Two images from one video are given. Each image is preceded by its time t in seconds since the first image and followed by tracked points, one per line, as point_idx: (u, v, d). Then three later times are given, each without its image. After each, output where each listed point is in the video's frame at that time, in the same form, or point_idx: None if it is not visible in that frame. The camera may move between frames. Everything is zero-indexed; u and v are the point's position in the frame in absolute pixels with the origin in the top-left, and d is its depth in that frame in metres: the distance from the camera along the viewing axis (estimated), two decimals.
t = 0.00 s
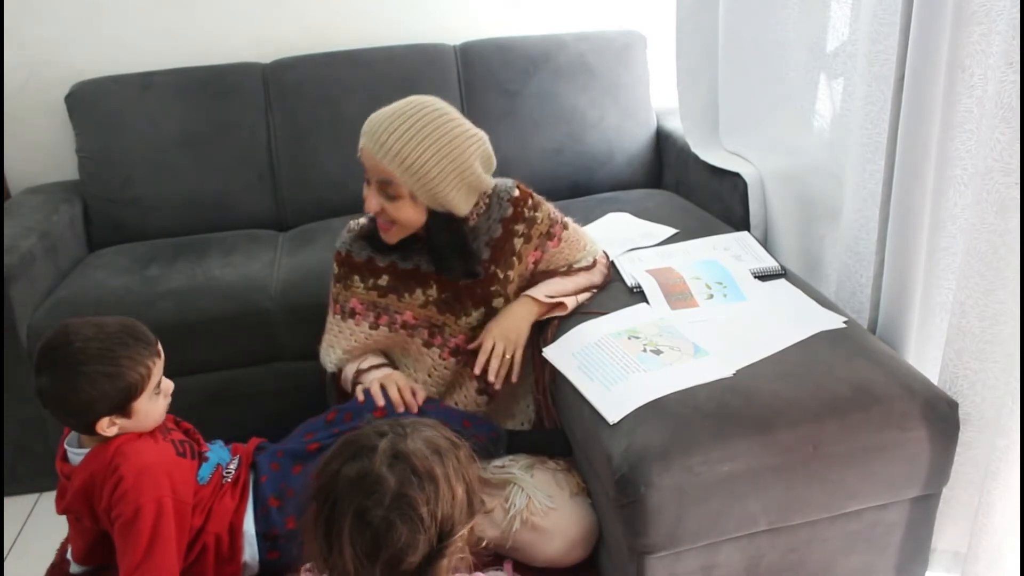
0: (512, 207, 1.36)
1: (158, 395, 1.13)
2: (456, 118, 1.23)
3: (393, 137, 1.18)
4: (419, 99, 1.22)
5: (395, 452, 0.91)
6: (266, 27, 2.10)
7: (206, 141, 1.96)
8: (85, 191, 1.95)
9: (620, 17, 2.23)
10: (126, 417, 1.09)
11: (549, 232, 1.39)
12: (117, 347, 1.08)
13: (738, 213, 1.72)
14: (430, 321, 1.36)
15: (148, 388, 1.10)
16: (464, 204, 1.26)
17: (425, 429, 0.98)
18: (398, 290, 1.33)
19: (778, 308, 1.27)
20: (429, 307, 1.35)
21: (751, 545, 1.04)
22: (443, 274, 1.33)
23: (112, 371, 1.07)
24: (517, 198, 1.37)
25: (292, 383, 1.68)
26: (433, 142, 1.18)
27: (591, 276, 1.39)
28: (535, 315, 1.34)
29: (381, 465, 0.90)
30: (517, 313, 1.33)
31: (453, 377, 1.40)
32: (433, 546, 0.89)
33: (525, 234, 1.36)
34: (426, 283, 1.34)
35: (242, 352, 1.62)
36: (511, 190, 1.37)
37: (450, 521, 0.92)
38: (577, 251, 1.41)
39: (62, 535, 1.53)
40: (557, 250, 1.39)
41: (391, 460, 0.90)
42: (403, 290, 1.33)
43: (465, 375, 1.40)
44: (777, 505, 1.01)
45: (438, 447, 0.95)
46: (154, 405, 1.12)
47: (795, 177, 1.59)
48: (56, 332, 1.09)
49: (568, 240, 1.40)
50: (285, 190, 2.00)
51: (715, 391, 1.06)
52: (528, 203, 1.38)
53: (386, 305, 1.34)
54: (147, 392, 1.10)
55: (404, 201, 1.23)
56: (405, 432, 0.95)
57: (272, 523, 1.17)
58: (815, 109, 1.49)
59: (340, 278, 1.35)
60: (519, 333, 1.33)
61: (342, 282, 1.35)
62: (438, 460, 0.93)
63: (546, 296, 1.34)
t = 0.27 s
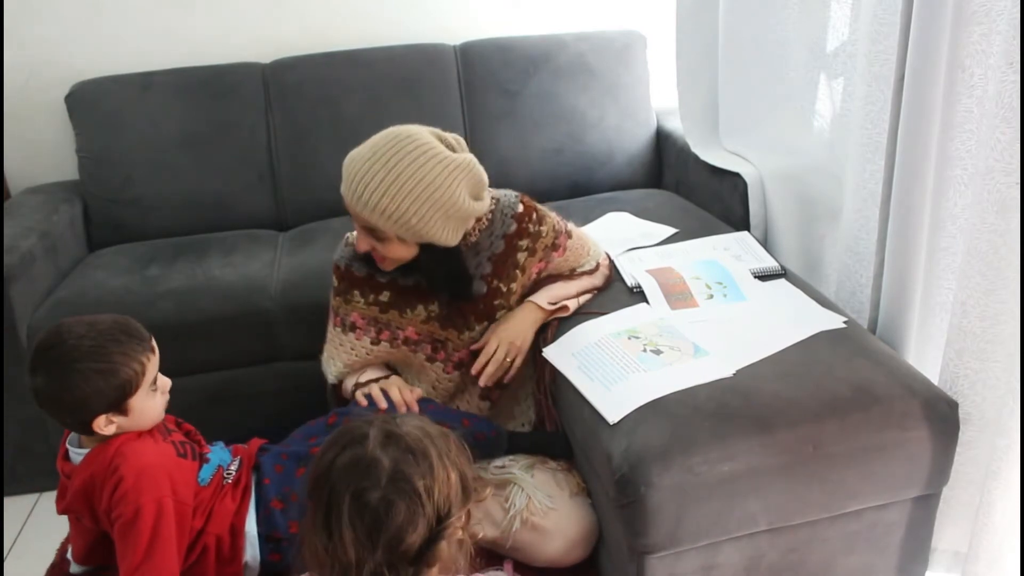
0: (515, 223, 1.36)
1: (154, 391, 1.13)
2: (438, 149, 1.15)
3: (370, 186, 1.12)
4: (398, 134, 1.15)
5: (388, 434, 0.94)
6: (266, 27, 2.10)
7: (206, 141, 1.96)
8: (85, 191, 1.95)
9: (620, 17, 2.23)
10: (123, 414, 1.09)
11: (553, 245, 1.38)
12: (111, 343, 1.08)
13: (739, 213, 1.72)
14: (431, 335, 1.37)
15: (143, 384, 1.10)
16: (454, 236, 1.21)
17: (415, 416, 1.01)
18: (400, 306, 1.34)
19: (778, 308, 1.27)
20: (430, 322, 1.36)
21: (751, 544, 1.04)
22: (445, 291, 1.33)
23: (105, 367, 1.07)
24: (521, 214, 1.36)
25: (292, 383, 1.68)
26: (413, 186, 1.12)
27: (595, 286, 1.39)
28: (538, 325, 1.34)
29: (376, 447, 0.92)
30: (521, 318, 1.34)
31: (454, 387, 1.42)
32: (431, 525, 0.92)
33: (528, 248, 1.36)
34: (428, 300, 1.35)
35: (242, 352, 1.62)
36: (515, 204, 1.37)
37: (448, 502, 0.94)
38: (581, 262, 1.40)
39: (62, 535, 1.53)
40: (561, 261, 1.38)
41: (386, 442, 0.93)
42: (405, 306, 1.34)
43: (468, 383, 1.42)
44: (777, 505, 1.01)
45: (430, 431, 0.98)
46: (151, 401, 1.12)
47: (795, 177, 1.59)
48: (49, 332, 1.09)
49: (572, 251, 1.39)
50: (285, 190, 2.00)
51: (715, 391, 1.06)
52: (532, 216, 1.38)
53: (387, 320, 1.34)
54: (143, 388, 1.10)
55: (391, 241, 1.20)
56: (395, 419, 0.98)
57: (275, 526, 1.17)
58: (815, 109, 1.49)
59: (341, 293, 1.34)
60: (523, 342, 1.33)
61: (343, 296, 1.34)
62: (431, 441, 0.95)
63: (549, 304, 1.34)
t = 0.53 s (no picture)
0: (518, 227, 1.35)
1: (158, 391, 1.13)
2: (440, 156, 1.15)
3: (373, 195, 1.12)
4: (399, 141, 1.14)
5: (373, 430, 0.98)
6: (266, 26, 2.10)
7: (206, 141, 1.96)
8: (85, 192, 1.95)
9: (620, 17, 2.23)
10: (126, 412, 1.09)
11: (556, 249, 1.37)
12: (118, 341, 1.09)
13: (738, 213, 1.72)
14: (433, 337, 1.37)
15: (148, 383, 1.11)
16: (456, 241, 1.22)
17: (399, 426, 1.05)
18: (401, 307, 1.34)
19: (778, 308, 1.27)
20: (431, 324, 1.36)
21: (751, 544, 1.04)
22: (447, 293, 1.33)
23: (111, 364, 1.07)
24: (524, 217, 1.36)
25: (292, 383, 1.68)
26: (416, 194, 1.12)
27: (597, 289, 1.39)
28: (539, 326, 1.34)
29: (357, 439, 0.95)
30: (521, 316, 1.33)
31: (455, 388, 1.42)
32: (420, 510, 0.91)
33: (531, 252, 1.35)
34: (430, 303, 1.35)
35: (242, 352, 1.62)
36: (518, 208, 1.37)
37: (434, 491, 0.94)
38: (583, 265, 1.40)
39: (62, 535, 1.53)
40: (563, 266, 1.38)
41: (370, 435, 0.96)
42: (406, 308, 1.34)
43: (469, 384, 1.42)
44: (777, 505, 1.01)
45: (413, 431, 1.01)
46: (155, 400, 1.12)
47: (795, 177, 1.59)
48: (56, 328, 1.10)
49: (574, 255, 1.39)
50: (285, 190, 2.00)
51: (715, 391, 1.06)
52: (536, 220, 1.37)
53: (389, 321, 1.34)
54: (148, 387, 1.10)
55: (394, 247, 1.20)
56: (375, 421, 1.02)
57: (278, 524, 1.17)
58: (815, 109, 1.49)
59: (343, 293, 1.34)
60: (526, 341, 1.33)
61: (345, 297, 1.34)
62: (414, 437, 0.99)
63: (551, 304, 1.34)
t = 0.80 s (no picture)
0: (517, 224, 1.34)
1: (155, 389, 1.13)
2: (442, 149, 1.15)
3: (374, 187, 1.11)
4: (400, 134, 1.15)
5: (378, 426, 0.99)
6: (266, 26, 2.10)
7: (206, 141, 1.96)
8: (85, 192, 1.95)
9: (620, 17, 2.23)
10: (122, 408, 1.09)
11: (555, 247, 1.37)
12: (117, 336, 1.10)
13: (739, 213, 1.72)
14: (433, 335, 1.36)
15: (145, 379, 1.11)
16: (457, 235, 1.21)
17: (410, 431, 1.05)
18: (401, 306, 1.33)
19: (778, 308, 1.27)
20: (431, 322, 1.35)
21: (752, 544, 1.04)
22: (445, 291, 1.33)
23: (109, 359, 1.08)
24: (523, 214, 1.35)
25: (292, 383, 1.68)
26: (418, 186, 1.12)
27: (596, 287, 1.39)
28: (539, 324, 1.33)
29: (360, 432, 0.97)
30: (521, 316, 1.33)
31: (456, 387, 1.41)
32: (405, 506, 0.89)
33: (530, 249, 1.35)
34: (429, 300, 1.34)
35: (242, 352, 1.62)
36: (517, 206, 1.36)
37: (427, 493, 0.92)
38: (581, 263, 1.40)
39: (62, 535, 1.53)
40: (562, 264, 1.38)
41: (373, 431, 0.97)
42: (406, 306, 1.33)
43: (469, 382, 1.41)
44: (777, 505, 1.01)
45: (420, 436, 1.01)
46: (151, 398, 1.12)
47: (795, 177, 1.59)
48: (56, 323, 1.11)
49: (573, 253, 1.39)
50: (285, 190, 2.00)
51: (715, 391, 1.06)
52: (534, 217, 1.36)
53: (389, 320, 1.33)
54: (144, 383, 1.11)
55: (396, 241, 1.19)
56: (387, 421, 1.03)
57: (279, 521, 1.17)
58: (815, 109, 1.49)
59: (343, 293, 1.33)
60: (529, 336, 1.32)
61: (345, 296, 1.33)
62: (417, 439, 0.99)
63: (551, 302, 1.34)
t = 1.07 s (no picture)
0: (514, 212, 1.36)
1: (150, 380, 1.14)
2: (444, 121, 1.23)
3: (386, 153, 1.17)
4: (402, 111, 1.21)
5: (365, 422, 0.98)
6: (266, 26, 2.10)
7: (206, 141, 1.96)
8: (85, 192, 1.95)
9: (620, 17, 2.23)
10: (116, 400, 1.10)
11: (551, 236, 1.39)
12: (106, 328, 1.10)
13: (739, 213, 1.72)
14: (433, 325, 1.36)
15: (137, 370, 1.12)
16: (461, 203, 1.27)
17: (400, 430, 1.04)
18: (400, 295, 1.34)
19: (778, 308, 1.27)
20: (431, 312, 1.35)
21: (752, 544, 1.04)
22: (444, 277, 1.34)
23: (99, 350, 1.08)
24: (520, 203, 1.37)
25: (293, 383, 1.68)
26: (430, 152, 1.18)
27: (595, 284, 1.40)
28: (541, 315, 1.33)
29: (345, 429, 0.96)
30: (521, 313, 1.32)
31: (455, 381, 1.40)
32: (386, 502, 0.88)
33: (526, 238, 1.36)
34: (428, 288, 1.34)
35: (242, 352, 1.62)
36: (516, 195, 1.38)
37: (409, 488, 0.91)
38: (579, 257, 1.41)
39: (62, 535, 1.53)
40: (559, 255, 1.39)
41: (359, 427, 0.97)
42: (405, 295, 1.34)
43: (469, 377, 1.40)
44: (777, 505, 1.01)
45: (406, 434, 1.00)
46: (146, 389, 1.13)
47: (795, 177, 1.59)
48: (50, 319, 1.13)
49: (570, 245, 1.40)
50: (285, 190, 2.00)
51: (715, 391, 1.06)
52: (532, 206, 1.38)
53: (388, 310, 1.34)
54: (139, 374, 1.12)
55: (408, 213, 1.23)
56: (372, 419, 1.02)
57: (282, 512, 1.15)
58: (815, 109, 1.49)
59: (343, 285, 1.35)
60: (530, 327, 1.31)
61: (344, 288, 1.35)
62: (403, 437, 0.98)
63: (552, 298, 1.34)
